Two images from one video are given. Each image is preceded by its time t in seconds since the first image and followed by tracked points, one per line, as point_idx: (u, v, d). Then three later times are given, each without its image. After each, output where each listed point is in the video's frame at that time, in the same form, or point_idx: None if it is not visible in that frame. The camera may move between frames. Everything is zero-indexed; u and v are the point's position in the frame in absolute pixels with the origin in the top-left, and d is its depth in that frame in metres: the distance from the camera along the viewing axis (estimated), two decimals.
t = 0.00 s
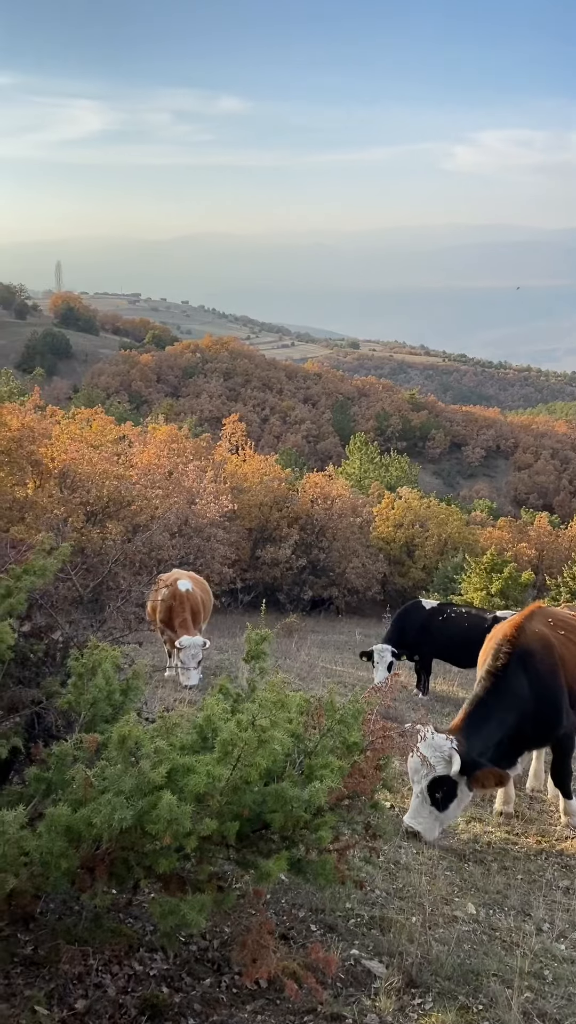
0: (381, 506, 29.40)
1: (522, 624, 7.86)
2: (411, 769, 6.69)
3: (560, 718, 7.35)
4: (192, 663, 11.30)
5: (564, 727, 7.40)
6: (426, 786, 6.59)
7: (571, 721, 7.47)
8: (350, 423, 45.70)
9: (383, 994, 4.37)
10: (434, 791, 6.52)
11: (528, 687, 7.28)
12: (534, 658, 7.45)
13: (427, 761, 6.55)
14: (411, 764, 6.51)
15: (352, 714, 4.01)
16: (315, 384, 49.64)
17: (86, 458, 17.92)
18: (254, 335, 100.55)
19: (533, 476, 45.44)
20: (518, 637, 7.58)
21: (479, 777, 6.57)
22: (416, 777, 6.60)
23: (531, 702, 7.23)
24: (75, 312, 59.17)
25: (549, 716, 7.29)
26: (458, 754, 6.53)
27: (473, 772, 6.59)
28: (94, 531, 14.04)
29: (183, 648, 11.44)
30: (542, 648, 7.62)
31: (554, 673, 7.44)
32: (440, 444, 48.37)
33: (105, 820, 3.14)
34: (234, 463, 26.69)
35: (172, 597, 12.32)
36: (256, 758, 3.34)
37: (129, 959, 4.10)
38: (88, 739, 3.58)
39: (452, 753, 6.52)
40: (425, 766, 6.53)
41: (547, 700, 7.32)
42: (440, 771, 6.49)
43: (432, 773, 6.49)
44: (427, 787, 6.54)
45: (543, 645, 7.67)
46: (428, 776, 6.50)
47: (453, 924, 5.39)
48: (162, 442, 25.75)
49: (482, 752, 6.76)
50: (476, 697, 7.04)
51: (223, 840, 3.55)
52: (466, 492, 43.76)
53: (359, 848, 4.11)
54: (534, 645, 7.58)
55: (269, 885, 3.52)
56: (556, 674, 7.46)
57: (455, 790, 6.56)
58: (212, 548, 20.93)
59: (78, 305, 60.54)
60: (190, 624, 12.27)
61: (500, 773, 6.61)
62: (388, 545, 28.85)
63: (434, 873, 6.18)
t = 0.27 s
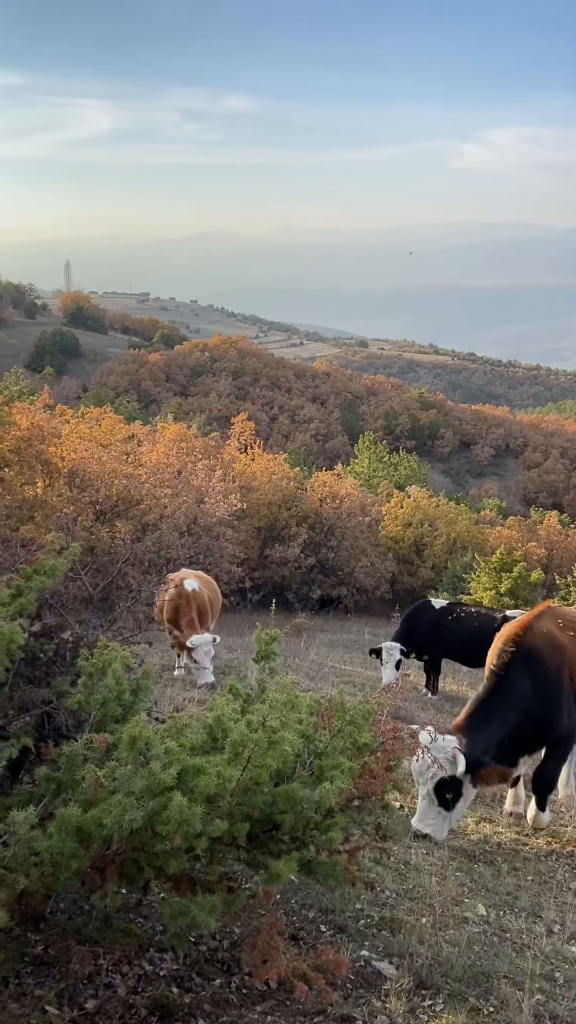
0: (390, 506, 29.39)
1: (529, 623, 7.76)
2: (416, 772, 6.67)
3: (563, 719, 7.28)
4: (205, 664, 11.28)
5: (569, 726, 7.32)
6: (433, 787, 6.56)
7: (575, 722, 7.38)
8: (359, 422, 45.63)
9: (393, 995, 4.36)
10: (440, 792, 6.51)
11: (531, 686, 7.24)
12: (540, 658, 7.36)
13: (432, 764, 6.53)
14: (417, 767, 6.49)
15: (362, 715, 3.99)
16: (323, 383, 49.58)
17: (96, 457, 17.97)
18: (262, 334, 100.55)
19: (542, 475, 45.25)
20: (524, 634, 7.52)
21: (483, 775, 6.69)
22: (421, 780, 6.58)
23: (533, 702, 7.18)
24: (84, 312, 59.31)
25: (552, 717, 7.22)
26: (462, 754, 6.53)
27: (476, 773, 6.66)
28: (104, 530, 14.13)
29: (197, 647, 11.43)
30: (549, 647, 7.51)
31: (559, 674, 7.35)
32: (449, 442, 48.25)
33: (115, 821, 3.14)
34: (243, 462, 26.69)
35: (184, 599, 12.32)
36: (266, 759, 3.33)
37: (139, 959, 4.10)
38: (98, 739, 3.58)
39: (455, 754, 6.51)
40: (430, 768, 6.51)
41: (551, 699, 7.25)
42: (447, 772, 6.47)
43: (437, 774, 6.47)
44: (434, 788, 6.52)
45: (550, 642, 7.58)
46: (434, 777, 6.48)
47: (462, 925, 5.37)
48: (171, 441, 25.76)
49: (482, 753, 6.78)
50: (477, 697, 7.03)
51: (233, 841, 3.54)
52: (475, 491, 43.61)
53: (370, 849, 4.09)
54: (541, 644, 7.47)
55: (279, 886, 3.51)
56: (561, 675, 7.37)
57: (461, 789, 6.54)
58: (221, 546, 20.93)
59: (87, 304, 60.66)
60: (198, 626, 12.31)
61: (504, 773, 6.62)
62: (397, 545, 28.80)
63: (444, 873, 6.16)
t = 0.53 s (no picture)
0: (394, 504, 29.44)
1: (528, 617, 7.75)
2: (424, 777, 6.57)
3: (563, 713, 7.29)
4: (212, 663, 11.26)
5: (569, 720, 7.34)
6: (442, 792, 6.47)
7: None
8: (364, 421, 45.58)
9: (398, 996, 4.35)
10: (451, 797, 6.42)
11: (531, 680, 7.23)
12: (540, 653, 7.35)
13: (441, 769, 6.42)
14: (425, 773, 6.37)
15: (367, 715, 3.98)
16: (328, 381, 49.54)
17: (101, 455, 17.99)
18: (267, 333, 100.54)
19: (547, 473, 45.17)
20: (524, 628, 7.52)
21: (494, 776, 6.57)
22: (430, 786, 6.47)
23: (534, 697, 7.18)
24: (89, 311, 59.36)
25: (552, 711, 7.23)
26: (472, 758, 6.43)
27: (486, 773, 6.52)
28: (110, 529, 14.18)
29: (204, 647, 11.41)
30: (549, 642, 7.51)
31: (559, 668, 7.35)
32: (454, 441, 48.17)
33: (120, 820, 3.14)
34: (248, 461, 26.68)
35: (190, 599, 12.34)
36: (272, 758, 3.32)
37: (144, 958, 4.09)
38: (103, 739, 3.58)
39: (465, 758, 6.41)
40: (440, 775, 6.40)
41: (551, 693, 7.26)
42: (456, 777, 6.38)
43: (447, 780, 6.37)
44: (443, 793, 6.42)
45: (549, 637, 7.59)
46: (445, 783, 6.38)
47: (468, 925, 5.35)
48: (176, 440, 25.77)
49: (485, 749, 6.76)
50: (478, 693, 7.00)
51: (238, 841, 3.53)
52: (480, 489, 43.53)
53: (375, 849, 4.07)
54: (540, 639, 7.47)
55: (284, 887, 3.50)
56: (561, 669, 7.38)
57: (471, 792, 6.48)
58: (226, 545, 20.93)
59: (92, 303, 60.73)
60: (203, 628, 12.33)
61: (513, 770, 6.58)
62: (401, 543, 28.77)
63: (450, 873, 6.14)
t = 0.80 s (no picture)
0: (396, 502, 29.48)
1: (528, 613, 7.74)
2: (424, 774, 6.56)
3: (563, 708, 7.30)
4: (214, 663, 11.25)
5: (567, 715, 7.36)
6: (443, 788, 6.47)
7: (574, 710, 7.41)
8: (365, 420, 45.56)
9: (399, 994, 4.34)
10: (452, 793, 6.41)
11: (532, 675, 7.23)
12: (541, 649, 7.34)
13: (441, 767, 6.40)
14: (427, 772, 6.37)
15: (368, 714, 3.98)
16: (329, 380, 49.52)
17: (102, 454, 18.01)
18: (268, 332, 100.48)
19: (549, 472, 45.12)
20: (524, 623, 7.50)
21: (495, 770, 6.67)
22: (431, 782, 6.46)
23: (535, 693, 7.18)
24: (91, 311, 59.37)
25: (552, 706, 7.24)
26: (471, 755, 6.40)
27: (485, 768, 6.55)
28: (112, 528, 14.22)
29: (206, 647, 11.39)
30: (549, 637, 7.51)
31: (560, 664, 7.34)
32: (456, 439, 48.12)
33: (120, 819, 3.13)
34: (249, 460, 26.68)
35: (191, 599, 12.34)
36: (272, 757, 3.32)
37: (145, 957, 4.10)
38: (103, 738, 3.58)
39: (464, 755, 6.37)
40: (439, 771, 6.39)
41: (553, 688, 7.26)
42: (456, 774, 6.36)
43: (447, 777, 6.36)
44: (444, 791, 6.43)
45: (549, 632, 7.59)
46: (444, 780, 6.37)
47: (470, 923, 5.35)
48: (177, 439, 25.78)
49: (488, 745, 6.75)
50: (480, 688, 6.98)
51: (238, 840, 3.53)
52: (482, 488, 43.50)
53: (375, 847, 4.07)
54: (541, 635, 7.46)
55: (285, 886, 3.49)
56: (562, 665, 7.37)
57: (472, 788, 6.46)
58: (227, 544, 20.92)
59: (93, 303, 60.72)
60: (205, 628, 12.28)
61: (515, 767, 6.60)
62: (403, 542, 28.77)
63: (451, 871, 6.13)
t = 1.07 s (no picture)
0: (395, 500, 29.48)
1: (527, 614, 7.71)
2: (417, 774, 6.61)
3: (560, 709, 7.23)
4: (213, 661, 11.21)
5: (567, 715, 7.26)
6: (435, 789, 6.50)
7: (572, 712, 7.32)
8: (364, 419, 45.55)
9: (398, 993, 4.34)
10: (444, 792, 6.46)
11: (528, 675, 7.19)
12: (537, 649, 7.32)
13: (434, 764, 6.49)
14: (422, 767, 6.41)
15: (366, 713, 3.97)
16: (328, 379, 49.52)
17: (100, 453, 18.01)
18: (267, 330, 100.45)
19: (547, 470, 45.14)
20: (520, 624, 7.50)
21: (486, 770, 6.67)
22: (423, 781, 6.52)
23: (531, 693, 7.14)
24: (90, 310, 59.33)
25: (549, 707, 7.17)
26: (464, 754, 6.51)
27: (478, 770, 6.62)
28: (110, 528, 14.22)
29: (206, 644, 11.32)
30: (546, 637, 7.46)
31: (557, 664, 7.29)
32: (454, 438, 48.13)
33: (117, 819, 3.13)
34: (248, 459, 26.68)
35: (189, 598, 12.34)
36: (270, 757, 3.32)
37: (143, 957, 4.10)
38: (101, 738, 3.58)
39: (457, 754, 6.49)
40: (432, 769, 6.47)
41: (550, 687, 7.18)
42: (449, 773, 6.46)
43: (440, 774, 6.43)
44: (437, 789, 6.46)
45: (547, 632, 7.54)
46: (436, 777, 6.43)
47: (468, 922, 5.34)
48: (176, 438, 25.77)
49: (480, 743, 6.78)
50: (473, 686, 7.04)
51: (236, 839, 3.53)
52: (481, 487, 43.50)
53: (373, 846, 4.07)
54: (538, 635, 7.44)
55: (282, 886, 3.49)
56: (560, 665, 7.30)
57: (465, 789, 6.52)
58: (226, 543, 20.92)
59: (91, 302, 60.69)
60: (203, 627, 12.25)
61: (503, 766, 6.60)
62: (402, 541, 28.77)
63: (450, 870, 6.14)
